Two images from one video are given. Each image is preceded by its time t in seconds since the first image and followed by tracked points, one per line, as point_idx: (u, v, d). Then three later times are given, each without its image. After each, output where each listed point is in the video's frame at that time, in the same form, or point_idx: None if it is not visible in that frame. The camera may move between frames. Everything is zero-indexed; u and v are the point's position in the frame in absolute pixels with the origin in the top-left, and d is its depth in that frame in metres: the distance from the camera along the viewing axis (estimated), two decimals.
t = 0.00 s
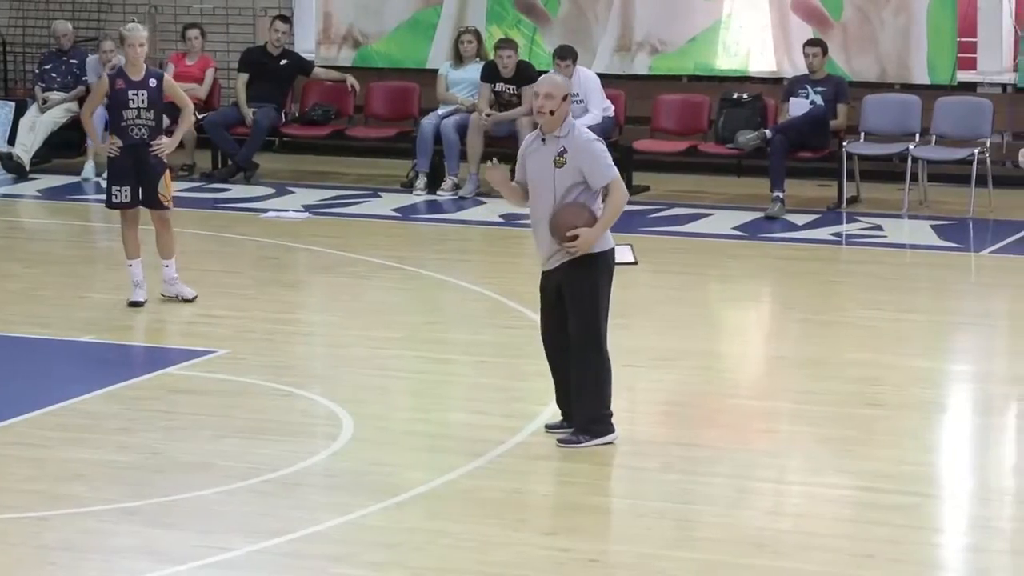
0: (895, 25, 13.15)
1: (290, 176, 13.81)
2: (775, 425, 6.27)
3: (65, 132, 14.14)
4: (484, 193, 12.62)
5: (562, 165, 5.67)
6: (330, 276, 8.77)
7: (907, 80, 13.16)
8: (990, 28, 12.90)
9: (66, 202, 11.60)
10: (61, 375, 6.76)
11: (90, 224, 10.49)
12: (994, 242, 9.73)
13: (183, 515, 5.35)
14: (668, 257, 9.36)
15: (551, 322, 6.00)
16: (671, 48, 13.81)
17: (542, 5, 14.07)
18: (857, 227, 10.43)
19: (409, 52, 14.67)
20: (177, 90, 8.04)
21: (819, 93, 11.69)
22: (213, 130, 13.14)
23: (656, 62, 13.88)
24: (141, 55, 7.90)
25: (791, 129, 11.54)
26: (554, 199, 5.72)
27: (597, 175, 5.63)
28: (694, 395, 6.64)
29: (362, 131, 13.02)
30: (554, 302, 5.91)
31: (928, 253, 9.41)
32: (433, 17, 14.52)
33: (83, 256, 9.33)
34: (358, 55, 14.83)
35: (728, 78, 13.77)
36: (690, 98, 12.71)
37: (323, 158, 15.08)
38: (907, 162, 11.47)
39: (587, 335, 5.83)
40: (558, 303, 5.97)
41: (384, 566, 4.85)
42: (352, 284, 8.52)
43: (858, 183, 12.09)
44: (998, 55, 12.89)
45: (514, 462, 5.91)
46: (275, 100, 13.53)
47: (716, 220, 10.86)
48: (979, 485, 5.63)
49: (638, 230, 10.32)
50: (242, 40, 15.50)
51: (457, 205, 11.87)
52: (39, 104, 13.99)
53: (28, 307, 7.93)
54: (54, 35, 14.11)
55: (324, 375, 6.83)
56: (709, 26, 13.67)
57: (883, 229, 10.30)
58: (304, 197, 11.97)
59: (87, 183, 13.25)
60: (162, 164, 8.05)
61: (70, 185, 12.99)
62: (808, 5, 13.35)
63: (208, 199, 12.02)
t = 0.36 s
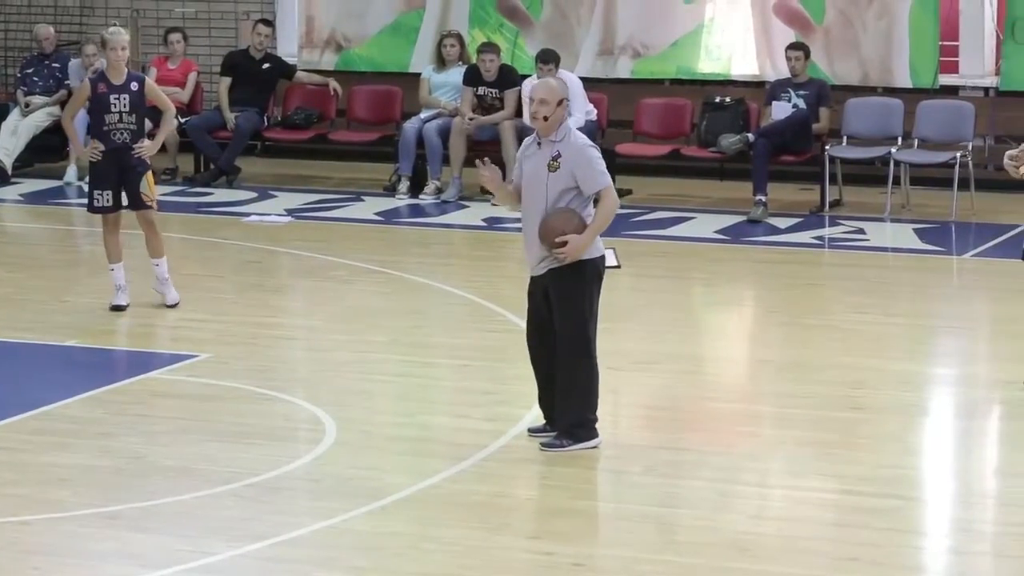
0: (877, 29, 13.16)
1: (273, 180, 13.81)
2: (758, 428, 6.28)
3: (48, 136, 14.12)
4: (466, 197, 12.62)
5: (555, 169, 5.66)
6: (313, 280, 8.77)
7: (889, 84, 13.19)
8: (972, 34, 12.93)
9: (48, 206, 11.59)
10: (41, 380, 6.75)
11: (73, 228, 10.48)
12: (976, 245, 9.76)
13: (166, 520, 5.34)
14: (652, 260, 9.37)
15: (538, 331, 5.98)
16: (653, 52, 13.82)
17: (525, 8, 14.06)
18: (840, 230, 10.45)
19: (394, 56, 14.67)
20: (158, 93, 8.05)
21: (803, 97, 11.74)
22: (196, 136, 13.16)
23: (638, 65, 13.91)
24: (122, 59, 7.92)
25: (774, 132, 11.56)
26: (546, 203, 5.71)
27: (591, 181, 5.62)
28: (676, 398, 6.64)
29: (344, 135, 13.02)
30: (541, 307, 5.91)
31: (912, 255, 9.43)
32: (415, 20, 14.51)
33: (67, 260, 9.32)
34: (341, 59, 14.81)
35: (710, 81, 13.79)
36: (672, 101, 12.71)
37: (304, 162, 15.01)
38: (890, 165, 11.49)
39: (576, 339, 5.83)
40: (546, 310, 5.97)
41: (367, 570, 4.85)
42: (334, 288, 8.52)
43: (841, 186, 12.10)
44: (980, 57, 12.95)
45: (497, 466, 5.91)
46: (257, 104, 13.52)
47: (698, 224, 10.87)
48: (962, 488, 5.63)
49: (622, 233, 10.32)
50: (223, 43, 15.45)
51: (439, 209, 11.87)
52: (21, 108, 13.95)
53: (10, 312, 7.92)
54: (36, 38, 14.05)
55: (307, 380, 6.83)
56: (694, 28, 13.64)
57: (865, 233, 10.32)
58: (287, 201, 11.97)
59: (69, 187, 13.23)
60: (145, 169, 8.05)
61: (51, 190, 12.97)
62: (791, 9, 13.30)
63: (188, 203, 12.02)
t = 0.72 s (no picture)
0: (857, 34, 13.14)
1: (252, 185, 13.81)
2: (738, 432, 6.28)
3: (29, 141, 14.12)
4: (447, 202, 12.63)
5: (544, 176, 5.63)
6: (293, 285, 8.77)
7: (869, 88, 13.18)
8: (951, 38, 12.94)
9: (28, 212, 11.58)
10: (21, 385, 6.74)
11: (53, 233, 10.48)
12: (956, 250, 9.78)
13: (145, 526, 5.33)
14: (633, 265, 9.38)
15: (528, 336, 5.97)
16: (632, 56, 13.82)
17: (506, 14, 14.09)
18: (819, 235, 10.46)
19: (373, 61, 14.65)
20: (145, 98, 8.05)
21: (781, 101, 11.71)
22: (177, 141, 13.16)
23: (617, 71, 13.91)
24: (109, 63, 7.93)
25: (754, 137, 11.55)
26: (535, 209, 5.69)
27: (580, 188, 5.59)
28: (656, 403, 6.65)
29: (324, 141, 13.03)
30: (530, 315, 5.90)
31: (893, 260, 9.45)
32: (394, 24, 14.50)
33: (48, 266, 9.31)
34: (321, 64, 14.81)
35: (690, 86, 13.80)
36: (653, 106, 12.72)
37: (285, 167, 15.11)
38: (869, 170, 11.51)
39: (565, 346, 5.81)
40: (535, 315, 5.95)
41: None
42: (313, 294, 8.52)
43: (819, 192, 12.13)
44: (958, 63, 12.96)
45: (476, 471, 5.91)
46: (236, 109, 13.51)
47: (678, 229, 10.88)
48: (942, 493, 5.63)
49: (605, 238, 10.33)
50: (202, 47, 15.47)
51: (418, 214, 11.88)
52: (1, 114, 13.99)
53: None
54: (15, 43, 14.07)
55: (287, 385, 6.83)
56: (672, 34, 13.67)
57: (845, 238, 10.34)
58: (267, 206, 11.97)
59: (49, 193, 13.20)
60: (131, 173, 8.05)
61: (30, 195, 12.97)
62: (770, 13, 13.30)
63: (169, 208, 12.03)
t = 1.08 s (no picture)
0: (838, 39, 13.14)
1: (234, 191, 13.79)
2: (720, 438, 6.28)
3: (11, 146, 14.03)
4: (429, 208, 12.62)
5: (537, 183, 5.60)
6: (275, 291, 8.76)
7: (851, 93, 13.17)
8: (932, 41, 13.01)
9: (10, 218, 11.56)
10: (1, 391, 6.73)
11: (33, 239, 10.47)
12: (938, 256, 9.80)
13: (127, 532, 5.31)
14: (616, 270, 9.38)
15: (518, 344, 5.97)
16: (615, 62, 13.83)
17: (489, 20, 14.07)
18: (801, 240, 10.47)
19: (355, 65, 14.64)
20: (135, 104, 8.04)
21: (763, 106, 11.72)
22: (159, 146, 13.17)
23: (599, 76, 13.92)
24: (100, 67, 7.91)
25: (737, 142, 11.58)
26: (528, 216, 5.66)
27: (572, 196, 5.56)
28: (637, 408, 6.65)
29: (307, 146, 13.03)
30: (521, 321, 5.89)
31: (876, 265, 9.46)
32: (376, 29, 14.52)
33: (30, 271, 9.30)
34: (303, 69, 14.80)
35: (672, 91, 13.81)
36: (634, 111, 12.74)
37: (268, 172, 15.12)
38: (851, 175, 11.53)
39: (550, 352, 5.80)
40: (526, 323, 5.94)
41: None
42: (294, 299, 8.52)
43: (800, 197, 12.15)
44: (939, 67, 13.03)
45: (458, 476, 5.90)
46: (217, 114, 13.54)
47: (660, 234, 10.89)
48: (924, 498, 5.62)
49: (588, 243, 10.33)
50: (184, 53, 15.43)
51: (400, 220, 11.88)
52: None
53: None
54: None
55: (269, 391, 6.82)
56: (654, 39, 13.68)
57: (827, 243, 10.35)
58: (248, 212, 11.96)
59: (30, 199, 13.15)
60: (119, 178, 8.04)
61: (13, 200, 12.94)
62: (751, 18, 13.31)
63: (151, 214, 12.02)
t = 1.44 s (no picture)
0: (824, 46, 13.15)
1: (221, 197, 13.79)
2: (707, 445, 6.28)
3: None
4: (416, 215, 12.64)
5: (538, 185, 5.61)
6: (261, 297, 8.76)
7: (837, 99, 13.20)
8: (919, 48, 13.03)
9: None
10: None
11: (19, 246, 10.47)
12: (924, 262, 9.82)
13: (113, 539, 5.28)
14: (603, 276, 9.40)
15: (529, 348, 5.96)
16: (602, 68, 13.82)
17: (474, 25, 14.11)
18: (789, 246, 10.49)
19: (342, 72, 14.66)
20: (127, 111, 8.05)
21: (749, 113, 11.74)
22: (144, 153, 13.16)
23: (586, 82, 13.92)
24: (92, 74, 7.91)
25: (723, 149, 11.58)
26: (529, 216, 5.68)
27: (566, 198, 5.52)
28: (624, 414, 6.66)
29: (293, 152, 13.02)
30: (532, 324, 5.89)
31: (862, 272, 9.47)
32: (362, 36, 14.52)
33: (17, 277, 9.30)
34: (289, 76, 14.81)
35: (659, 98, 13.84)
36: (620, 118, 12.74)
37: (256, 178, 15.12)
38: (838, 181, 11.54)
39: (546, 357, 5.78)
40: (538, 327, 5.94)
41: None
42: (281, 306, 8.52)
43: (787, 204, 12.17)
44: (926, 74, 13.06)
45: (445, 482, 5.89)
46: (203, 121, 13.54)
47: (648, 240, 10.91)
48: (911, 505, 5.61)
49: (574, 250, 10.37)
50: (171, 60, 15.42)
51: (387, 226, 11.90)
52: None
53: None
54: None
55: (256, 398, 6.81)
56: (640, 46, 13.68)
57: (813, 249, 10.37)
58: (235, 218, 11.96)
59: (16, 205, 13.12)
60: (110, 184, 8.03)
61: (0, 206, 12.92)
62: (739, 25, 13.30)
63: (138, 220, 12.00)
